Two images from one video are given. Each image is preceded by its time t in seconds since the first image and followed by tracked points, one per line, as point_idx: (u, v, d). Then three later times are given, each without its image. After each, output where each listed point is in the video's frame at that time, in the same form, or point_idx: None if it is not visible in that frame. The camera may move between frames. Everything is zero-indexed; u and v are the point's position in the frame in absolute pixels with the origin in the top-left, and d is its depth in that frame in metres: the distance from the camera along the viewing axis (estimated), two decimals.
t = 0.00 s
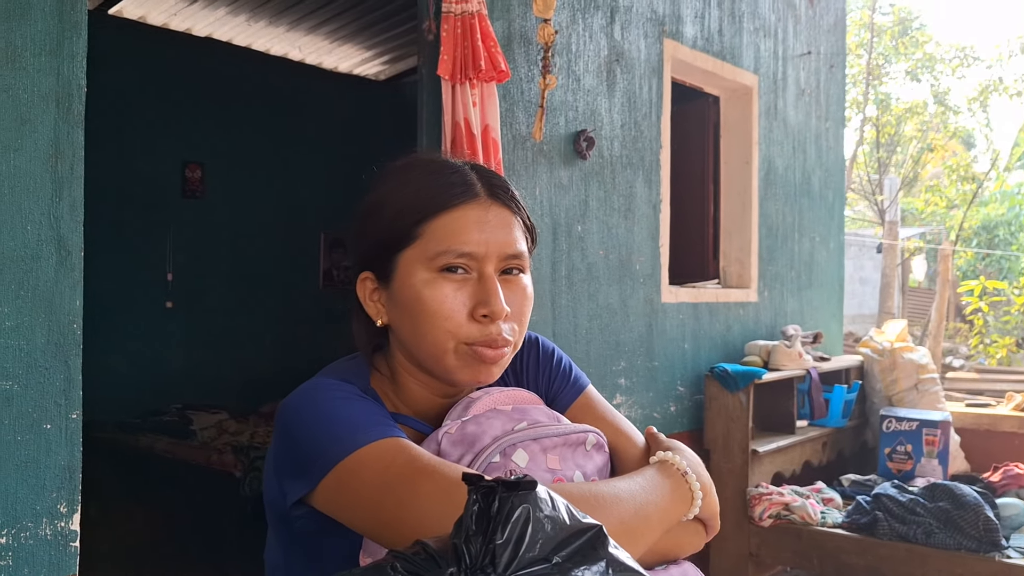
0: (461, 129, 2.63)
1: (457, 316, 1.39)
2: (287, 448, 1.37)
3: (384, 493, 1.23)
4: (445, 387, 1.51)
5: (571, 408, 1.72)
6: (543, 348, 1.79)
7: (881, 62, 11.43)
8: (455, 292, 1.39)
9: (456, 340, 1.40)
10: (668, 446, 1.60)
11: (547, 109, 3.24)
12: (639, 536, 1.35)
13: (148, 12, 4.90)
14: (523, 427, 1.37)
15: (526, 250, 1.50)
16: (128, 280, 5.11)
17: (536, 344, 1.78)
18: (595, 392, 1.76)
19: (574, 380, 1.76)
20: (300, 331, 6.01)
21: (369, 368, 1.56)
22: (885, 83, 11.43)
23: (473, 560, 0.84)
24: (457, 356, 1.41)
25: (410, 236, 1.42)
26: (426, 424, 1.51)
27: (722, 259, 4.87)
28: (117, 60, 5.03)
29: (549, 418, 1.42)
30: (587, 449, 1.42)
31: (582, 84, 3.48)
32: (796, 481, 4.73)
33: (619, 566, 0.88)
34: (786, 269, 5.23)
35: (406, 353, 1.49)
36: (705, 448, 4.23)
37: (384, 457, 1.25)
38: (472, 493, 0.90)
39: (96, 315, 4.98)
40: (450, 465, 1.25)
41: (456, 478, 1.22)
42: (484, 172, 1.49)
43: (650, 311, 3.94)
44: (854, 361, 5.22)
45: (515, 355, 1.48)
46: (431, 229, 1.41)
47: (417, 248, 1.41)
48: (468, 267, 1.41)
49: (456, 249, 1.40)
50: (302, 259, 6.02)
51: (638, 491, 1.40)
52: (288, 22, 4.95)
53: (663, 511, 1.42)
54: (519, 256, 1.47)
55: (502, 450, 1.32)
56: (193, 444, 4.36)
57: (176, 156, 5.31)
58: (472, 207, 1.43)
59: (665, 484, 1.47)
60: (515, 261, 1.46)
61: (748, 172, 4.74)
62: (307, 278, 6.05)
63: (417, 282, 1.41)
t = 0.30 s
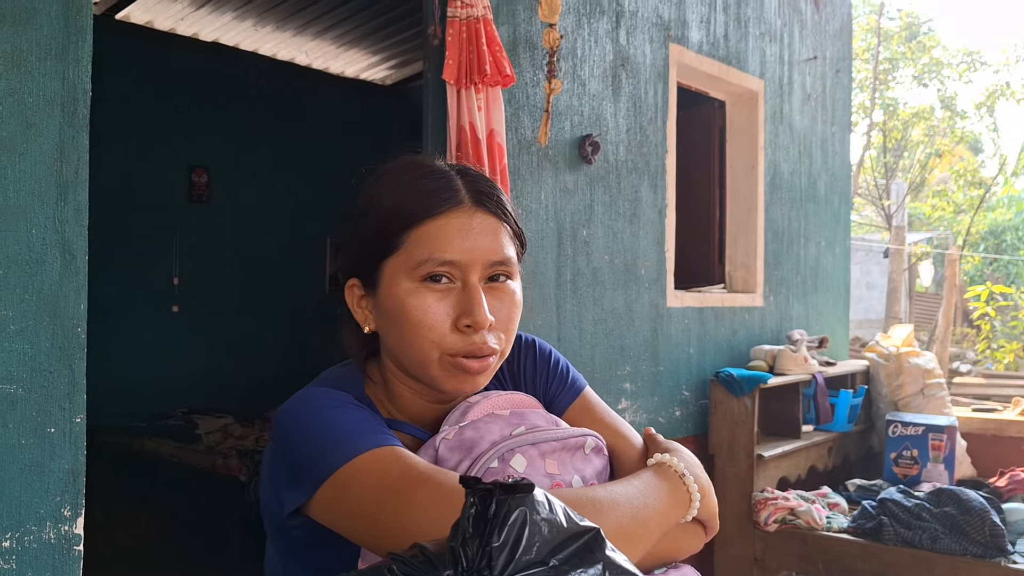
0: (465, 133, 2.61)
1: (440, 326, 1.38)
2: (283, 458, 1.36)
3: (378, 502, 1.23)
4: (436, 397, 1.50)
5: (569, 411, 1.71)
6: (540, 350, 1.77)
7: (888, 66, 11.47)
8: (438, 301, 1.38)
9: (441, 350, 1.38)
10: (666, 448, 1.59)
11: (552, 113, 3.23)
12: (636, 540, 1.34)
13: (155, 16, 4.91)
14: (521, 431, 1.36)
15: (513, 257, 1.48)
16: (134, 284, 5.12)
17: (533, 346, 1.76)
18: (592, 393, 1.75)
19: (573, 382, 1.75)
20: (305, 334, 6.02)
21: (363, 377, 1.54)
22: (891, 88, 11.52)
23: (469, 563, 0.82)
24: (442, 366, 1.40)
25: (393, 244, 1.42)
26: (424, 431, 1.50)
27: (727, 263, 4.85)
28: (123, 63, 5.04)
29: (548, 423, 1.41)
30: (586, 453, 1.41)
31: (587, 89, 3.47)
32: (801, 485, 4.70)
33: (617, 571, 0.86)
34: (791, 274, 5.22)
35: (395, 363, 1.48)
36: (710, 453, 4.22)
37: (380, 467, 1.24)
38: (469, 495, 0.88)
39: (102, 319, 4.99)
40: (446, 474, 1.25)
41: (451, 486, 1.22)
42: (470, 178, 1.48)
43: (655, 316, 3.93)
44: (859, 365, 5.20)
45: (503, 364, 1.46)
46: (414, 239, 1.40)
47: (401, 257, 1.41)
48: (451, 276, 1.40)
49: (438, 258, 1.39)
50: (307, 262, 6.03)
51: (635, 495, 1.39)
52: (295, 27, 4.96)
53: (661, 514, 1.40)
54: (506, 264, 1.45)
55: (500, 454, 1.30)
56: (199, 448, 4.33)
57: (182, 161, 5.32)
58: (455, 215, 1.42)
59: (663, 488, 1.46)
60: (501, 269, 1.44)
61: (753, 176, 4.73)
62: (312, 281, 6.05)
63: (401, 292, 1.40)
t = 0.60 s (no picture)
0: (469, 138, 2.61)
1: (424, 329, 1.37)
2: (275, 471, 1.34)
3: (375, 511, 1.21)
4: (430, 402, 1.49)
5: (565, 416, 1.70)
6: (535, 354, 1.76)
7: (893, 70, 11.40)
8: (421, 303, 1.37)
9: (425, 352, 1.37)
10: (661, 449, 1.59)
11: (556, 118, 3.23)
12: (633, 544, 1.32)
13: (160, 23, 4.93)
14: (517, 436, 1.34)
15: (499, 257, 1.47)
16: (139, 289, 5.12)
17: (528, 351, 1.76)
18: (589, 398, 1.74)
19: (569, 386, 1.74)
20: (308, 337, 6.02)
21: (357, 386, 1.53)
22: (897, 93, 11.43)
23: (463, 570, 0.78)
24: (428, 368, 1.38)
25: (377, 250, 1.41)
26: (417, 438, 1.49)
27: (731, 268, 4.85)
28: (127, 67, 5.04)
29: (544, 427, 1.39)
30: (582, 458, 1.39)
31: (591, 94, 3.47)
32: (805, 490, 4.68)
33: None
34: (795, 278, 5.20)
35: (385, 368, 1.47)
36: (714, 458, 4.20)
37: (375, 475, 1.24)
38: (464, 501, 0.83)
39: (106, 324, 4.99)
40: (443, 482, 1.24)
41: (449, 494, 1.21)
42: (453, 180, 1.47)
43: (659, 320, 3.91)
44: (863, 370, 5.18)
45: (493, 366, 1.45)
46: (395, 243, 1.39)
47: (384, 262, 1.40)
48: (434, 278, 1.39)
49: (420, 260, 1.38)
50: (310, 265, 6.03)
51: (631, 498, 1.37)
52: (299, 33, 4.97)
53: (657, 518, 1.39)
54: (490, 264, 1.44)
55: (495, 460, 1.29)
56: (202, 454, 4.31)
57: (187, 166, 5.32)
58: (436, 217, 1.41)
59: (659, 491, 1.44)
60: (486, 269, 1.43)
61: (757, 181, 4.73)
62: (316, 285, 6.06)
63: (385, 296, 1.39)
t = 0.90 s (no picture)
0: (468, 142, 2.61)
1: (432, 316, 1.37)
2: (285, 460, 1.34)
3: (384, 503, 1.21)
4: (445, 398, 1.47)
5: (572, 423, 1.70)
6: (543, 363, 1.77)
7: (892, 74, 11.44)
8: (429, 292, 1.38)
9: (433, 341, 1.37)
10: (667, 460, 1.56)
11: (555, 122, 3.23)
12: (641, 551, 1.31)
13: (158, 26, 4.94)
14: (522, 439, 1.33)
15: (513, 253, 1.46)
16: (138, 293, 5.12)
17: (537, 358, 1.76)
18: (597, 406, 1.73)
19: (576, 394, 1.74)
20: (307, 342, 6.01)
21: (374, 380, 1.53)
22: (896, 95, 11.41)
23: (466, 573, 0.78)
24: (436, 357, 1.37)
25: (392, 244, 1.44)
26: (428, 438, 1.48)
27: (731, 272, 4.85)
28: (127, 72, 5.04)
29: (549, 431, 1.38)
30: (587, 462, 1.38)
31: (590, 97, 3.47)
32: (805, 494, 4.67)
33: None
34: (795, 282, 5.20)
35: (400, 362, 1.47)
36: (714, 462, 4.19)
37: (383, 468, 1.22)
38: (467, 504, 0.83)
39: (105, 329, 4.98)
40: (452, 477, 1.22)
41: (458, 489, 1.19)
42: (470, 178, 1.49)
43: (658, 324, 3.91)
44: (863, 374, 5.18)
45: (505, 360, 1.42)
46: (408, 236, 1.42)
47: (398, 255, 1.42)
48: (444, 269, 1.39)
49: (430, 251, 1.39)
50: (310, 270, 6.04)
51: (639, 506, 1.36)
52: (297, 37, 4.99)
53: (664, 525, 1.38)
54: (502, 256, 1.43)
55: (500, 463, 1.28)
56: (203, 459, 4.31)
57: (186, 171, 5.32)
58: (448, 212, 1.43)
59: (666, 499, 1.43)
60: (497, 261, 1.43)
61: (756, 185, 4.73)
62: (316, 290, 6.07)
63: (396, 287, 1.40)
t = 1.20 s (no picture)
0: (471, 143, 2.61)
1: (460, 310, 1.35)
2: (302, 443, 1.32)
3: (396, 495, 1.20)
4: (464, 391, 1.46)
5: (585, 427, 1.68)
6: (560, 366, 1.75)
7: (896, 77, 11.43)
8: (460, 286, 1.36)
9: (460, 334, 1.35)
10: (678, 463, 1.56)
11: (559, 124, 3.23)
12: (651, 552, 1.29)
13: (160, 28, 4.95)
14: (533, 438, 1.31)
15: (544, 253, 1.45)
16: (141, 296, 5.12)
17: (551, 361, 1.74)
18: (611, 412, 1.71)
19: (591, 399, 1.72)
20: (310, 345, 6.01)
21: (393, 371, 1.52)
22: (899, 98, 11.42)
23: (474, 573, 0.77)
24: (461, 351, 1.36)
25: (424, 235, 1.42)
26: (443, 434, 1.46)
27: (735, 274, 4.84)
28: (131, 75, 5.05)
29: (561, 431, 1.36)
30: (597, 463, 1.35)
31: (593, 98, 3.47)
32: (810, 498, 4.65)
33: None
34: (799, 284, 5.18)
35: (423, 354, 1.46)
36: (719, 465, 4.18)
37: (401, 458, 1.22)
38: (474, 503, 0.82)
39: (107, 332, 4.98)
40: (466, 471, 1.21)
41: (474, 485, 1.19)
42: (507, 176, 1.47)
43: (663, 327, 3.90)
44: (868, 376, 5.18)
45: (528, 358, 1.41)
46: (442, 228, 1.40)
47: (430, 246, 1.40)
48: (476, 264, 1.38)
49: (464, 245, 1.38)
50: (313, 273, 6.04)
51: (650, 507, 1.35)
52: (299, 40, 5.03)
53: (675, 527, 1.36)
54: (534, 256, 1.42)
55: (511, 461, 1.27)
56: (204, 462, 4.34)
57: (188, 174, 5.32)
58: (484, 207, 1.41)
59: (676, 501, 1.42)
60: (528, 261, 1.41)
61: (760, 186, 4.72)
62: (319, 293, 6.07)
63: (425, 278, 1.38)
